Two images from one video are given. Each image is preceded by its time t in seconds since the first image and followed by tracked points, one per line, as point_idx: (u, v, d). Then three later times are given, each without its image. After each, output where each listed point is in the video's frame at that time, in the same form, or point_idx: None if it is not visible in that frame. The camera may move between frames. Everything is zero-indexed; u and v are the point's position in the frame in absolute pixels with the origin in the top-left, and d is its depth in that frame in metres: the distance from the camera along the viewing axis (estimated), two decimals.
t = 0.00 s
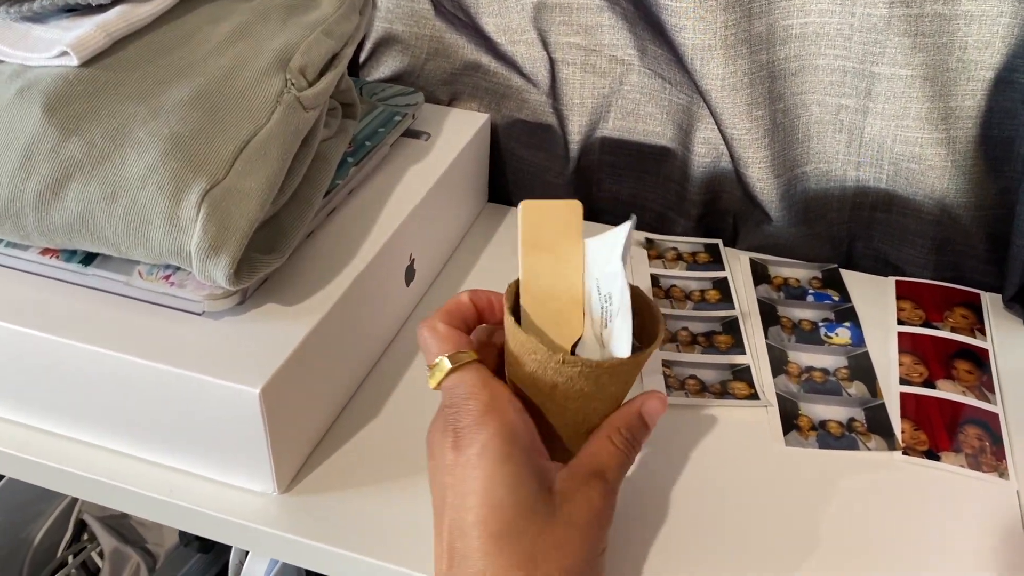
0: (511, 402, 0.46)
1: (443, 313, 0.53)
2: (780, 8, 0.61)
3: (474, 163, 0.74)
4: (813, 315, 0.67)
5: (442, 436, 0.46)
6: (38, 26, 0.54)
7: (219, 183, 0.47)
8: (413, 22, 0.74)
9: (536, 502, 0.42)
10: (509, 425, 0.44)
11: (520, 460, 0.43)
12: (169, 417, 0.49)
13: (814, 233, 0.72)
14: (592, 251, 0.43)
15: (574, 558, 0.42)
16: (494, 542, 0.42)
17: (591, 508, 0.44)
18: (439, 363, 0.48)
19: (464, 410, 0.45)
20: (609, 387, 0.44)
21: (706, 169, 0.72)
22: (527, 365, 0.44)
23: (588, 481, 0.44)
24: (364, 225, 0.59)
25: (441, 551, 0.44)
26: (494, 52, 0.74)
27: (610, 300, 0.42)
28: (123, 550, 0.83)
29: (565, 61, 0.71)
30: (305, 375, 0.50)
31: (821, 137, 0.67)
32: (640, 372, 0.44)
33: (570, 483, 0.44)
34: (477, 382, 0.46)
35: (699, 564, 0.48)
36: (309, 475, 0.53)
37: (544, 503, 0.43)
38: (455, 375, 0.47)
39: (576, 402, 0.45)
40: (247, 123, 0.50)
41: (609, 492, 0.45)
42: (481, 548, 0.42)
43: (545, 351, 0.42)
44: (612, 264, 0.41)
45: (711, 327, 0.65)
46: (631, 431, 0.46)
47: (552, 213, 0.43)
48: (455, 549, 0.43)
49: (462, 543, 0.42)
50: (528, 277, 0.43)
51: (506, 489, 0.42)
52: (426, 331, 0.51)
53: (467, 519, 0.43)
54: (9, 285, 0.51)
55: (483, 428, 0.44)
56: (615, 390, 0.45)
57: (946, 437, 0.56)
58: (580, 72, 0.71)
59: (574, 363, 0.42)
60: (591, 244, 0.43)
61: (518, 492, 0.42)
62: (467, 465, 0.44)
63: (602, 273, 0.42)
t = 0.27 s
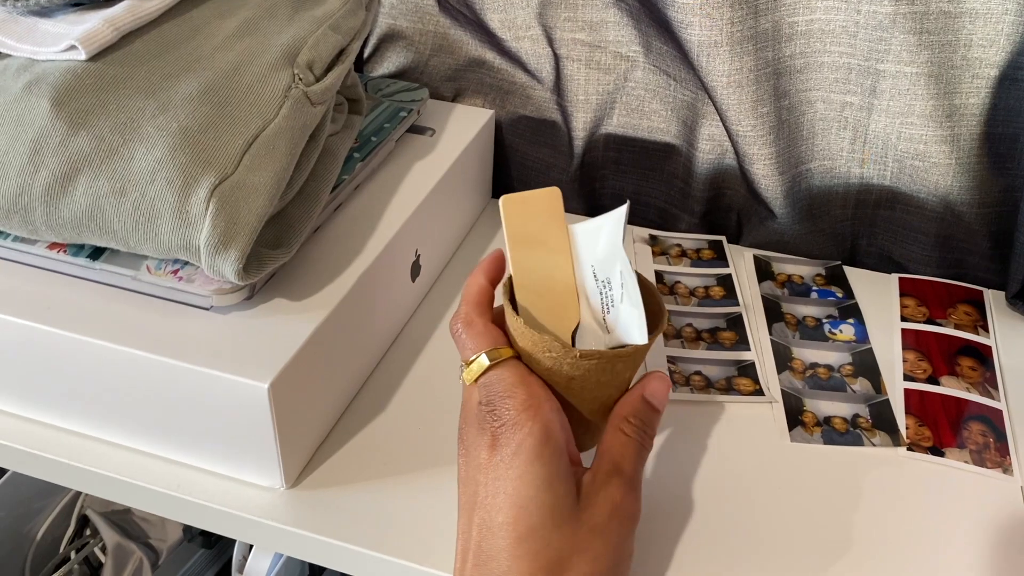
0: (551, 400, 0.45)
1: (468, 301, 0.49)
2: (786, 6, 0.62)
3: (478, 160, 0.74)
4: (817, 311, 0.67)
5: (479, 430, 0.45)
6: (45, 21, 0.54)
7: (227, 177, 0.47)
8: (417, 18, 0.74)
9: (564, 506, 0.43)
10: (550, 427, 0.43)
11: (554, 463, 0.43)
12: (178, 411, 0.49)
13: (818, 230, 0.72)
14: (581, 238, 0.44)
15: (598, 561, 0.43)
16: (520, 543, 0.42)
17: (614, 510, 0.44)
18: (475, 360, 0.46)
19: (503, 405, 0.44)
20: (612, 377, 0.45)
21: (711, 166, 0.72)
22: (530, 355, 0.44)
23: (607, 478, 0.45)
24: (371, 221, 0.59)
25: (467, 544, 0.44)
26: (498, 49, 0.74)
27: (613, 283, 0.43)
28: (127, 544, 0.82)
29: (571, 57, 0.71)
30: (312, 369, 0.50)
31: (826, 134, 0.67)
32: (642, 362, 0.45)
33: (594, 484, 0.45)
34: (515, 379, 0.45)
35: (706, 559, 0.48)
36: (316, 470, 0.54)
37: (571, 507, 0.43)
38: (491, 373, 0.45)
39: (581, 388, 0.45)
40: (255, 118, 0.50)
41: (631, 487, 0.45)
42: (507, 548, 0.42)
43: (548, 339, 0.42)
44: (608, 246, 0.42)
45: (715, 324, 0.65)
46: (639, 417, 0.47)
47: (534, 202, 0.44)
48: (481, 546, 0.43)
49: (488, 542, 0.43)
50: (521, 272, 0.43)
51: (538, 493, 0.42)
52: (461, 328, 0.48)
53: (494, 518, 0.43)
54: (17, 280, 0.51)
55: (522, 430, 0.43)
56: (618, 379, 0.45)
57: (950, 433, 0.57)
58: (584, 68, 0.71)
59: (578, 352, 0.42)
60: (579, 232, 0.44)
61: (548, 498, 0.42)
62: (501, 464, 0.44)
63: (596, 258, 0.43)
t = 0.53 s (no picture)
0: (560, 404, 0.44)
1: (464, 302, 0.47)
2: (788, 5, 0.62)
3: (480, 157, 0.74)
4: (818, 310, 0.67)
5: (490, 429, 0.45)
6: (47, 17, 0.54)
7: (231, 175, 0.47)
8: (418, 16, 0.74)
9: (573, 507, 0.42)
10: (559, 428, 0.43)
11: (565, 465, 0.43)
12: (181, 409, 0.49)
13: (818, 229, 0.72)
14: (550, 225, 0.43)
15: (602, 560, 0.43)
16: (529, 544, 0.42)
17: (619, 507, 0.45)
18: (479, 362, 0.45)
19: (513, 407, 0.44)
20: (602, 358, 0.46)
21: (712, 165, 0.72)
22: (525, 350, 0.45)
23: (606, 466, 0.45)
24: (373, 219, 0.59)
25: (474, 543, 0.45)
26: (499, 46, 0.74)
27: (596, 262, 0.43)
28: (127, 541, 0.82)
29: (572, 56, 0.71)
30: (316, 366, 0.50)
31: (827, 133, 0.67)
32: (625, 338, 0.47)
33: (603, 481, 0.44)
34: (523, 379, 0.44)
35: (709, 557, 0.48)
36: (319, 467, 0.54)
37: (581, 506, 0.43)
38: (496, 376, 0.45)
39: (569, 376, 0.47)
40: (258, 115, 0.50)
41: (631, 481, 0.46)
42: (515, 548, 0.42)
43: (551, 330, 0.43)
44: (585, 227, 0.43)
45: (717, 322, 0.66)
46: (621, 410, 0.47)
47: (502, 197, 0.42)
48: (489, 547, 0.43)
49: (497, 542, 0.43)
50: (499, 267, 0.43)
51: (549, 495, 0.42)
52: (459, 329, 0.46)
53: (502, 518, 0.43)
54: (20, 277, 0.51)
55: (533, 431, 0.43)
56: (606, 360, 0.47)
57: (950, 432, 0.57)
58: (586, 66, 0.71)
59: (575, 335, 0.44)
60: (546, 219, 0.43)
61: (558, 498, 0.42)
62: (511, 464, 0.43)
63: (571, 241, 0.43)
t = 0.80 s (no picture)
0: (509, 413, 0.46)
1: (447, 304, 0.51)
2: (790, 4, 0.62)
3: (481, 156, 0.74)
4: (818, 310, 0.67)
5: (439, 447, 0.46)
6: (49, 14, 0.54)
7: (234, 172, 0.47)
8: (420, 14, 0.74)
9: (541, 506, 0.43)
10: (507, 435, 0.45)
11: (519, 468, 0.44)
12: (182, 407, 0.49)
13: (819, 228, 0.72)
14: (543, 224, 0.45)
15: (585, 558, 0.42)
16: (507, 548, 0.42)
17: (598, 503, 0.44)
18: (439, 364, 0.47)
19: (459, 421, 0.45)
20: (608, 360, 0.47)
21: (713, 164, 0.72)
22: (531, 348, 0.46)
23: (587, 468, 0.45)
24: (374, 217, 0.59)
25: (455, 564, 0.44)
26: (500, 44, 0.74)
27: (596, 250, 0.45)
28: (126, 539, 0.82)
29: (574, 54, 0.71)
30: (318, 365, 0.50)
31: (829, 132, 0.67)
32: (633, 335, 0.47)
33: (572, 479, 0.45)
34: (474, 390, 0.46)
35: (710, 556, 0.48)
36: (320, 466, 0.54)
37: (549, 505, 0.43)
38: (453, 379, 0.47)
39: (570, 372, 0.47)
40: (261, 113, 0.50)
41: (614, 480, 0.45)
42: (493, 558, 0.42)
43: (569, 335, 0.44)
44: (579, 221, 0.45)
45: (718, 321, 0.66)
46: (620, 411, 0.47)
47: (488, 209, 0.43)
48: (466, 563, 0.43)
49: (473, 556, 0.43)
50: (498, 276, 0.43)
51: (509, 498, 0.43)
52: (431, 324, 0.50)
53: (475, 531, 0.43)
54: (21, 275, 0.51)
55: (480, 440, 0.44)
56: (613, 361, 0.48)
57: (951, 431, 0.57)
58: (588, 65, 0.71)
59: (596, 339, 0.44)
60: (538, 219, 0.45)
61: (519, 497, 0.43)
62: (464, 478, 0.44)
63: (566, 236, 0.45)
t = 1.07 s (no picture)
0: (489, 422, 0.45)
1: (427, 309, 0.50)
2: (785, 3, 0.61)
3: (473, 154, 0.73)
4: (812, 311, 0.67)
5: (418, 461, 0.44)
6: (35, 10, 0.53)
7: (221, 171, 0.46)
8: (412, 11, 0.73)
9: (529, 514, 0.43)
10: (489, 445, 0.44)
11: (503, 478, 0.43)
12: (168, 408, 0.49)
13: (814, 228, 0.72)
14: (542, 230, 0.45)
15: (576, 561, 0.42)
16: (499, 560, 0.41)
17: (587, 505, 0.44)
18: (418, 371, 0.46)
19: (440, 433, 0.44)
20: (597, 372, 0.47)
21: (707, 163, 0.72)
22: (530, 360, 0.44)
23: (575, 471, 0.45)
24: (365, 216, 0.59)
25: None
26: (494, 43, 0.73)
27: (589, 260, 0.46)
28: (116, 540, 0.81)
29: (568, 52, 0.70)
30: (305, 366, 0.50)
31: (824, 132, 0.67)
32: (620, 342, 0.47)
33: (559, 483, 0.44)
34: (455, 402, 0.45)
35: (702, 560, 0.48)
36: (308, 468, 0.53)
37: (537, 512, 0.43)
38: (432, 390, 0.46)
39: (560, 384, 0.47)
40: (249, 111, 0.49)
41: (602, 484, 0.45)
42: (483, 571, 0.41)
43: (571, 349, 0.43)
44: (575, 231, 0.46)
45: (711, 322, 0.65)
46: (606, 416, 0.47)
47: (480, 219, 0.42)
48: None
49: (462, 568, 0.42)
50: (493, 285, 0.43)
51: (495, 507, 0.42)
52: (412, 330, 0.49)
53: (464, 544, 0.42)
54: (6, 274, 0.50)
55: (463, 451, 0.43)
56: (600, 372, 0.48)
57: (945, 434, 0.57)
58: (582, 63, 0.70)
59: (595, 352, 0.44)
60: (538, 225, 0.45)
61: (503, 506, 0.42)
62: (448, 491, 0.43)
63: (562, 245, 0.46)
